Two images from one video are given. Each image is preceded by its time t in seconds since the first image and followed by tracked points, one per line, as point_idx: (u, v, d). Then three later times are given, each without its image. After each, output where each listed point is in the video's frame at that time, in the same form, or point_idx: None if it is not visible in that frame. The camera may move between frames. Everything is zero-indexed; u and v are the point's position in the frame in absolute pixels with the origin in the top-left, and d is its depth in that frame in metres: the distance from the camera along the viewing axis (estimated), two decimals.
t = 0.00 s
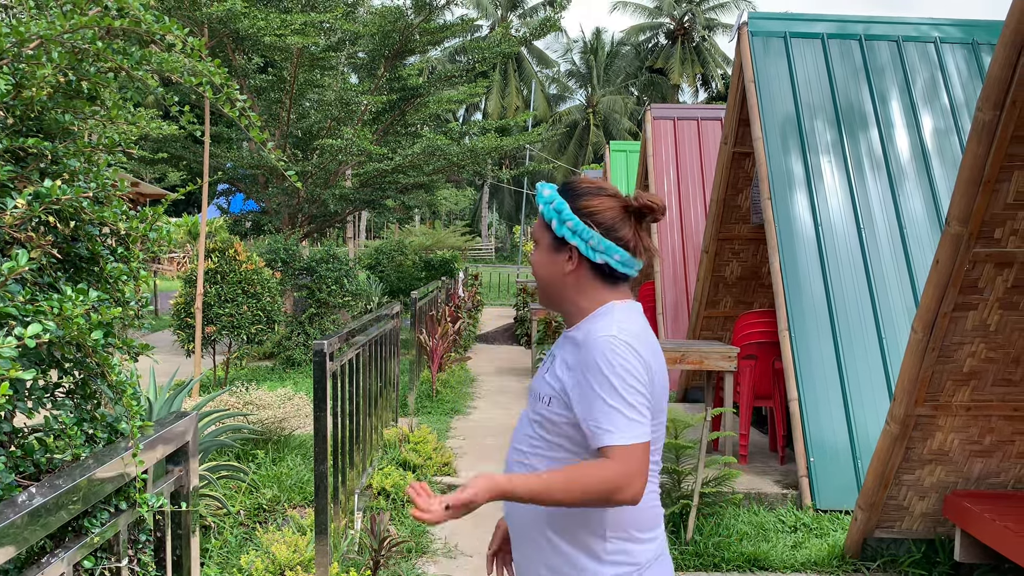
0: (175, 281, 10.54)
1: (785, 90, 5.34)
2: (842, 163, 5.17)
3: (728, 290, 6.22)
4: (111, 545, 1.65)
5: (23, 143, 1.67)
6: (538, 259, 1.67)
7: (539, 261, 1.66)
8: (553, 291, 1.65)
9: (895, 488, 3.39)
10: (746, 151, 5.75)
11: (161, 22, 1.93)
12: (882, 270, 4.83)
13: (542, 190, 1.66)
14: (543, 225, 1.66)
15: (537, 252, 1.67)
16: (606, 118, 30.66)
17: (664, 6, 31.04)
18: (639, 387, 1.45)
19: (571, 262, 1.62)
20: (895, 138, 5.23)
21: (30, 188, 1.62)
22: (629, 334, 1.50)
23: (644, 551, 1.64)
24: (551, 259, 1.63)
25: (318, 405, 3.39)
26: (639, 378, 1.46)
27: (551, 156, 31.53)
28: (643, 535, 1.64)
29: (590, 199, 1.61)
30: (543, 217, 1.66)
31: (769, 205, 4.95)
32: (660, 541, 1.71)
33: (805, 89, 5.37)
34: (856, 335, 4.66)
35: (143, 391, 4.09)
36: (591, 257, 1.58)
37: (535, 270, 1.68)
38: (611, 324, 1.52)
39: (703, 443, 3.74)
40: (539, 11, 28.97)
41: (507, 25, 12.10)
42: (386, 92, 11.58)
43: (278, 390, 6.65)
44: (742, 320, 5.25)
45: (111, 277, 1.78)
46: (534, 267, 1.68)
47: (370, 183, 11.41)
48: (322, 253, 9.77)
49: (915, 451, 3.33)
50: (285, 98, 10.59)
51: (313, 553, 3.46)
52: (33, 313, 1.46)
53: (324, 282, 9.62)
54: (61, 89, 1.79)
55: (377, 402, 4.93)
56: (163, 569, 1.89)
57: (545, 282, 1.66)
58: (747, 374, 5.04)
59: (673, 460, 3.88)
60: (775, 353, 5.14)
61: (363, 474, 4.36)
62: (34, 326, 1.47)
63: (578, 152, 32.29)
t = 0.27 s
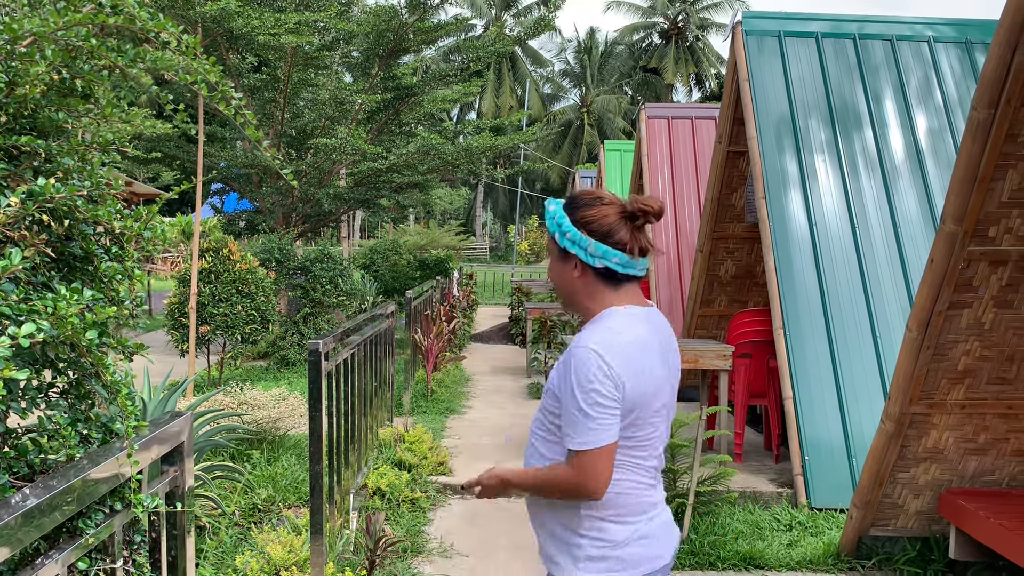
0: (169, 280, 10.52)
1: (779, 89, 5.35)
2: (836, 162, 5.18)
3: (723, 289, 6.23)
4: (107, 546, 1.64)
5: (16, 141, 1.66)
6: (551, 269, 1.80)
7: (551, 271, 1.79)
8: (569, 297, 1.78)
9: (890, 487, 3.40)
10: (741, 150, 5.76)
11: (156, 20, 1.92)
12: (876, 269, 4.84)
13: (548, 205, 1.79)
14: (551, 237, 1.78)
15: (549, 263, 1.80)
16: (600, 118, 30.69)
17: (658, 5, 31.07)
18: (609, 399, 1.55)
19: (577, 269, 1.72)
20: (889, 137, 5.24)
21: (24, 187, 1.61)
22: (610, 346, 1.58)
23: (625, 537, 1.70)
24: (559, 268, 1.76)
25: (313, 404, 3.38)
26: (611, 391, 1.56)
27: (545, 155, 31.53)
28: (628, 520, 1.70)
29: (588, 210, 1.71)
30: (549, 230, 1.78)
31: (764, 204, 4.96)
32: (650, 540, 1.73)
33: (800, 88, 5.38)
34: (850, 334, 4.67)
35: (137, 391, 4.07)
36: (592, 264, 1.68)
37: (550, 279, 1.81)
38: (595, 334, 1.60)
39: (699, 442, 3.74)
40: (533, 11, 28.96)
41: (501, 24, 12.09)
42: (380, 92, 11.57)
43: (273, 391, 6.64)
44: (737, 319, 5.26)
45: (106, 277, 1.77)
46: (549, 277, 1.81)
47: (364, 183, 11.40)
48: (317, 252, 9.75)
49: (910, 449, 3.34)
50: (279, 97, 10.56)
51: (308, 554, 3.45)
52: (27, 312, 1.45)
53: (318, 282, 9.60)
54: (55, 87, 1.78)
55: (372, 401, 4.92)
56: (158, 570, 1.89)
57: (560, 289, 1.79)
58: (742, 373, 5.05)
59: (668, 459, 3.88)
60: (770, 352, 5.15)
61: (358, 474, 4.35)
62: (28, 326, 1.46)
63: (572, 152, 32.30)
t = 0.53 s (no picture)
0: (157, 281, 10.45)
1: (768, 87, 5.37)
2: (825, 159, 5.21)
3: (712, 286, 6.24)
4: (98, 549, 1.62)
5: (3, 139, 1.64)
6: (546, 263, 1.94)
7: (546, 264, 1.93)
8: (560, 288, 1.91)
9: (881, 482, 3.41)
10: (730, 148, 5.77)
11: (146, 17, 1.89)
12: (865, 266, 4.87)
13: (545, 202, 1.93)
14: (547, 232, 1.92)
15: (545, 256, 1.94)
16: (588, 116, 30.73)
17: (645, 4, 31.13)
18: (546, 352, 1.68)
19: (566, 262, 1.86)
20: (877, 134, 5.27)
21: (13, 186, 1.59)
22: (558, 309, 1.73)
23: (552, 498, 1.75)
24: (553, 261, 1.89)
25: (304, 404, 3.36)
26: (552, 345, 1.69)
27: (534, 154, 31.55)
28: (558, 484, 1.75)
29: (579, 206, 1.83)
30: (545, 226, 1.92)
31: (753, 201, 4.97)
32: (582, 514, 1.72)
33: (789, 86, 5.40)
34: (840, 331, 4.69)
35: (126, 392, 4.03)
36: (580, 256, 1.82)
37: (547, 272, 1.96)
38: (554, 302, 1.76)
39: (691, 440, 3.74)
40: (521, 10, 28.95)
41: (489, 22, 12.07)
42: (368, 90, 11.54)
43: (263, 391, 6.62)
44: (727, 316, 5.27)
45: (95, 277, 1.75)
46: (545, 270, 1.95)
47: (353, 182, 11.37)
48: (305, 252, 9.71)
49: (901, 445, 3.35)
50: (267, 96, 10.51)
51: (300, 554, 3.43)
52: (16, 313, 1.43)
53: (307, 281, 9.56)
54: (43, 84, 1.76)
55: (363, 401, 4.90)
56: (150, 573, 1.87)
57: (553, 281, 1.93)
58: (732, 370, 5.07)
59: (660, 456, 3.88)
60: (760, 349, 5.16)
61: (349, 474, 4.33)
62: (17, 327, 1.43)
63: (561, 150, 32.33)
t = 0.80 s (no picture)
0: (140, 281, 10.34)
1: (753, 81, 5.39)
2: (810, 153, 5.24)
3: (698, 282, 6.25)
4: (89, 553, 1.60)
5: None
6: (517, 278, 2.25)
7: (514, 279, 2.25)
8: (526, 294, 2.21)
9: (870, 475, 3.44)
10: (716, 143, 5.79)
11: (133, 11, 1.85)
12: (851, 259, 4.90)
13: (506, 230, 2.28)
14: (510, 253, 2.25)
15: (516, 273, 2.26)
16: (571, 113, 30.75)
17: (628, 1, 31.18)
18: (489, 351, 1.98)
19: (518, 270, 2.17)
20: (862, 129, 5.31)
21: None
22: (505, 312, 2.00)
23: (503, 474, 2.05)
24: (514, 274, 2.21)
25: (293, 403, 3.33)
26: (494, 347, 1.98)
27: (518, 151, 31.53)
28: (508, 462, 2.05)
29: (515, 223, 2.16)
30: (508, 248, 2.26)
31: (739, 195, 5.00)
32: (524, 488, 2.01)
33: (773, 80, 5.42)
34: (827, 324, 4.72)
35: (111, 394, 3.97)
36: (519, 258, 2.11)
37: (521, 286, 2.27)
38: (505, 305, 2.03)
39: (680, 435, 3.75)
40: (504, 7, 28.89)
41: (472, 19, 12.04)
42: (352, 88, 11.47)
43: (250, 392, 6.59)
44: (714, 312, 5.29)
45: (83, 276, 1.72)
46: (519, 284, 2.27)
47: (337, 180, 11.31)
48: (290, 250, 9.65)
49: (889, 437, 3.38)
50: (250, 94, 10.42)
51: (290, 555, 3.40)
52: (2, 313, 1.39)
53: (292, 280, 9.50)
54: (28, 80, 1.72)
55: (350, 399, 4.88)
56: None
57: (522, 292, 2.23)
58: (720, 365, 5.10)
59: (650, 451, 3.89)
60: (747, 344, 5.19)
61: (337, 473, 4.30)
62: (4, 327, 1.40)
63: (545, 148, 32.34)
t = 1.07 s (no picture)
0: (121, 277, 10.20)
1: (740, 71, 5.39)
2: (797, 143, 5.24)
3: (686, 274, 6.23)
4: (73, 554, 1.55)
5: None
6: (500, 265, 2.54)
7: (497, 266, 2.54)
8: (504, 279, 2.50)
9: (861, 464, 3.45)
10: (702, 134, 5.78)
11: None
12: (838, 249, 4.91)
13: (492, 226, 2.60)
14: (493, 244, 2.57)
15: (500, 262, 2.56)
16: (556, 106, 30.70)
17: None
18: (451, 321, 2.34)
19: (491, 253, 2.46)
20: (848, 118, 5.32)
21: None
22: (466, 286, 2.34)
23: (477, 440, 2.30)
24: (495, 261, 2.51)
25: (280, 399, 3.29)
26: (453, 317, 2.33)
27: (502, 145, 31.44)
28: (481, 429, 2.30)
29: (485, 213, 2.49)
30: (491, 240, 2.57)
31: (727, 186, 4.99)
32: (497, 454, 2.25)
33: (760, 70, 5.42)
34: (815, 314, 4.73)
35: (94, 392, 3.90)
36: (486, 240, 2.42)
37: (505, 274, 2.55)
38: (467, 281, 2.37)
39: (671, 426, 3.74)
40: None
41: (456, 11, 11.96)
42: (334, 81, 11.38)
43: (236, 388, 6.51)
44: (702, 303, 5.28)
45: (63, 269, 1.67)
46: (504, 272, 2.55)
47: (321, 173, 11.23)
48: (275, 245, 9.56)
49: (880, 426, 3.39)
50: (232, 87, 10.29)
51: (279, 553, 3.35)
52: None
53: (277, 275, 9.42)
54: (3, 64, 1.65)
55: (338, 394, 4.83)
56: None
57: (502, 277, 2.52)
58: (708, 356, 5.10)
59: (640, 443, 3.86)
60: (736, 335, 5.19)
61: (326, 469, 4.26)
62: None
63: (529, 141, 32.23)
